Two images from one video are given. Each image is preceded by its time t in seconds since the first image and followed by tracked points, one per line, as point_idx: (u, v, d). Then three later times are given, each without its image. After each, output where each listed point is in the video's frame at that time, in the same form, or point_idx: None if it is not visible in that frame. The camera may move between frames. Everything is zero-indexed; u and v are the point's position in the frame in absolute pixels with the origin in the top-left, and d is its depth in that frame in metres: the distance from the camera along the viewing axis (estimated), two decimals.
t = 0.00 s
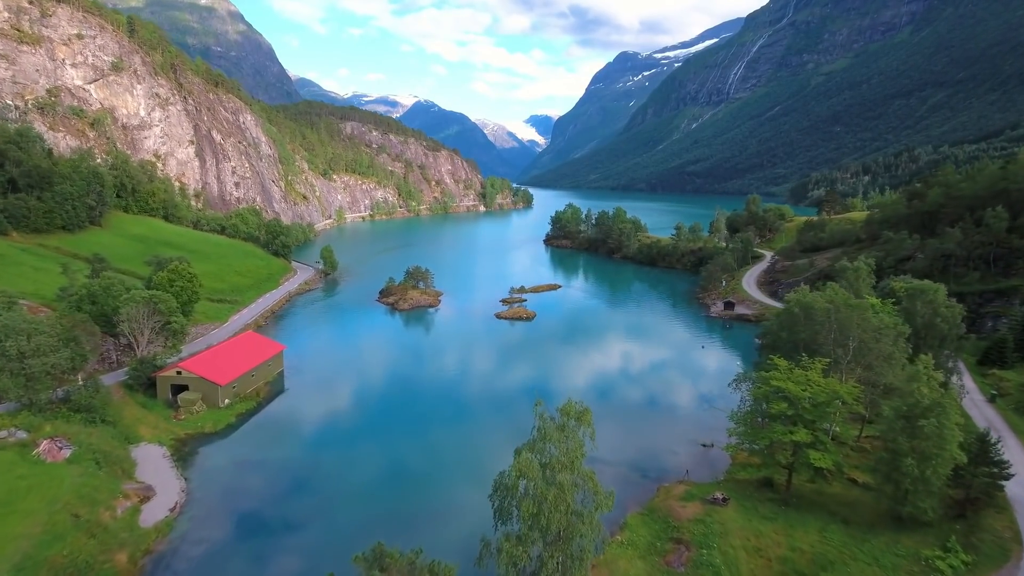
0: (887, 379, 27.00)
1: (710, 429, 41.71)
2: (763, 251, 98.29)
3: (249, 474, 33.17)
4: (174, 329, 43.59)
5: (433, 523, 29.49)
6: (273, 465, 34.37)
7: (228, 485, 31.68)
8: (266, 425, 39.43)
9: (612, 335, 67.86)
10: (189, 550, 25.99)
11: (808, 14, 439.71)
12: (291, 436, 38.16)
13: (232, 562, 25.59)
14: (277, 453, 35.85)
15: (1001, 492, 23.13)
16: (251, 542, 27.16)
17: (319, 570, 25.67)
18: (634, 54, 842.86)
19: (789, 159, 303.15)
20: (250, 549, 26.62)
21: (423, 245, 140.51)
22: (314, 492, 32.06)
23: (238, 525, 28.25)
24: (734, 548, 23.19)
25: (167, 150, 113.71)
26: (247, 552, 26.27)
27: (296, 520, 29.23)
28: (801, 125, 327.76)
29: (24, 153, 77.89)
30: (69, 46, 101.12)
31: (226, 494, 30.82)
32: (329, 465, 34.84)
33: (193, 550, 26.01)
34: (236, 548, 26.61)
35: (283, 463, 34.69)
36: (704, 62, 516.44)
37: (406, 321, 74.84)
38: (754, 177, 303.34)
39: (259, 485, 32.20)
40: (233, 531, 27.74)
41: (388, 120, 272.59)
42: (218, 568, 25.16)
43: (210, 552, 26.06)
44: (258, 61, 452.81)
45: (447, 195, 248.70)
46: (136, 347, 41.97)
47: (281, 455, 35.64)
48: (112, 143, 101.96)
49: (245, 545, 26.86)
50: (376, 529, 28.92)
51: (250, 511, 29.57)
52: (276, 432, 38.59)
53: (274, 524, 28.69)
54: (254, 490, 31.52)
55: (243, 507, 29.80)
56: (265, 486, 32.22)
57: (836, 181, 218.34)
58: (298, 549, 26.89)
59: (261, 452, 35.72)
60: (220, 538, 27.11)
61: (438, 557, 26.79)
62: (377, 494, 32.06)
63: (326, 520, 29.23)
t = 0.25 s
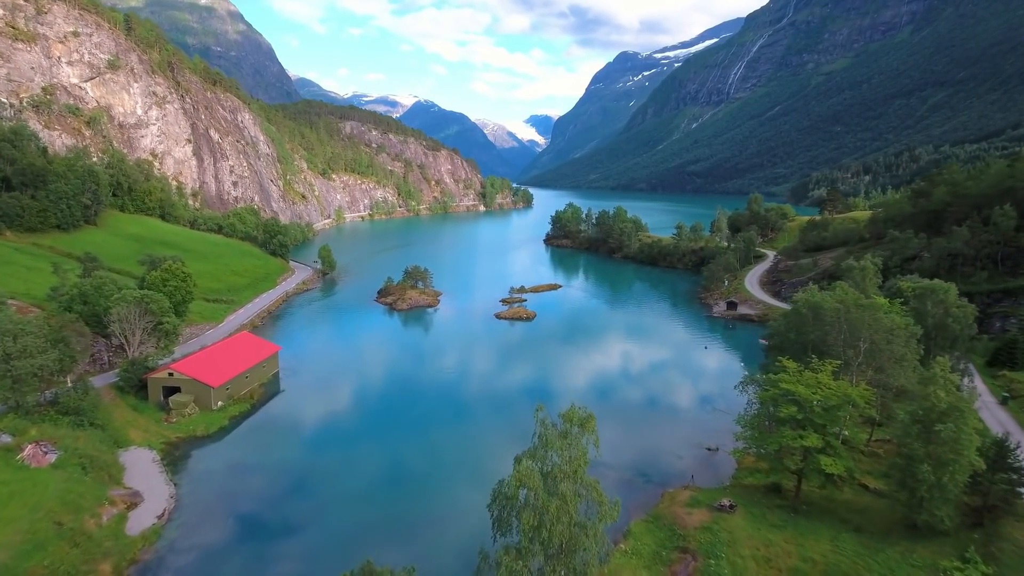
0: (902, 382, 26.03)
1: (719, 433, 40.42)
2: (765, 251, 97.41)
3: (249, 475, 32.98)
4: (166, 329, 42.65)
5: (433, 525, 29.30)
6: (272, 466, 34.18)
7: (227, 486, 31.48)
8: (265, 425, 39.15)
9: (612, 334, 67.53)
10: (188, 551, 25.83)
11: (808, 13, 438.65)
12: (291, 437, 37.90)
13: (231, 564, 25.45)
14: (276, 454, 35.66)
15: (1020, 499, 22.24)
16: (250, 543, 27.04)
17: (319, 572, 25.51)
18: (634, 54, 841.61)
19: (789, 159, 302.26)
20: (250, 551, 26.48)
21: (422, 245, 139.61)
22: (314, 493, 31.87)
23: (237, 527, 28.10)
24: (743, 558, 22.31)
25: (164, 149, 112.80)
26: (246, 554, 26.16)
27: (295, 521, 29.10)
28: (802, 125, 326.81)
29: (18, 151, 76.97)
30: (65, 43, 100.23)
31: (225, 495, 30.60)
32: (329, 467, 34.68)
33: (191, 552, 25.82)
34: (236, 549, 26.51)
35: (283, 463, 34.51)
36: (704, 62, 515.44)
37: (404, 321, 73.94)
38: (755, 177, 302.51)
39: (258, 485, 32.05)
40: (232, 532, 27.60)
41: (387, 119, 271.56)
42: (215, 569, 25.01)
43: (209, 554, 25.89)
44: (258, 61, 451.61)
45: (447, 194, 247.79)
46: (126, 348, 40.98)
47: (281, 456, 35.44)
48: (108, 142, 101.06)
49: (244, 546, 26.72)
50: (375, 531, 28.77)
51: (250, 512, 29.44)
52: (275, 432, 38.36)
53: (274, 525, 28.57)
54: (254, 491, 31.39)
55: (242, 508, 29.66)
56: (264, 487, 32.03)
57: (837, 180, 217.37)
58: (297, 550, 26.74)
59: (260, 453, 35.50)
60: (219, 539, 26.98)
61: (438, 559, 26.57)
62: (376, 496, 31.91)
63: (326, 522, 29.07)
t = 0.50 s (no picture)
0: (913, 386, 25.26)
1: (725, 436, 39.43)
2: (767, 250, 96.63)
3: (248, 475, 32.68)
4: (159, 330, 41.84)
5: (434, 525, 29.02)
6: (272, 466, 33.89)
7: (225, 487, 31.18)
8: (264, 425, 38.81)
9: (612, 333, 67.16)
10: (187, 553, 25.51)
11: (808, 13, 437.77)
12: (290, 437, 37.60)
13: (229, 565, 25.16)
14: (276, 454, 35.36)
15: None
16: (250, 544, 26.75)
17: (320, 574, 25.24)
18: (634, 54, 840.60)
19: (789, 159, 301.47)
20: (250, 553, 26.17)
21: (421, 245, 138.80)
22: (314, 494, 31.54)
23: (237, 527, 27.82)
24: (751, 568, 21.53)
25: (161, 148, 112.00)
26: (245, 555, 25.87)
27: (295, 522, 28.82)
28: (802, 124, 325.98)
29: (13, 150, 76.12)
30: (62, 41, 99.47)
31: (224, 496, 30.28)
32: (329, 467, 34.38)
33: (189, 554, 25.46)
34: (235, 550, 26.22)
35: (283, 463, 34.21)
36: (704, 62, 514.58)
37: (403, 321, 73.03)
38: (755, 177, 301.73)
39: (258, 485, 31.78)
40: (232, 533, 27.31)
41: (387, 118, 270.65)
42: (215, 570, 24.74)
43: (209, 555, 25.60)
44: (258, 61, 450.57)
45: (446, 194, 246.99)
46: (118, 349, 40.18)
47: (280, 456, 35.11)
48: (105, 141, 100.25)
49: (243, 547, 26.42)
50: (376, 531, 28.49)
51: (249, 513, 29.14)
52: (275, 432, 38.03)
53: (274, 526, 28.31)
54: (253, 491, 31.11)
55: (241, 508, 29.35)
56: (264, 488, 31.71)
57: (837, 180, 216.54)
58: (297, 551, 26.46)
59: (260, 453, 35.17)
60: (219, 540, 26.72)
61: (439, 561, 26.22)
62: (377, 496, 31.63)
63: (326, 523, 28.77)
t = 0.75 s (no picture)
0: (928, 390, 24.41)
1: (733, 439, 38.29)
2: (769, 250, 95.64)
3: (247, 476, 32.34)
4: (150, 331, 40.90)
5: (435, 525, 28.67)
6: (271, 466, 33.55)
7: (224, 487, 30.84)
8: (263, 425, 38.44)
9: (613, 332, 66.76)
10: (184, 555, 25.17)
11: (808, 13, 436.73)
12: (290, 437, 37.25)
13: (227, 567, 24.81)
14: (275, 454, 35.03)
15: None
16: (248, 546, 26.41)
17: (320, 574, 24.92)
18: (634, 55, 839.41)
19: (789, 159, 300.43)
20: (249, 553, 25.84)
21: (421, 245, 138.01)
22: (314, 494, 31.18)
23: (235, 529, 27.50)
24: None
25: (158, 147, 111.13)
26: (243, 556, 25.55)
27: (295, 522, 28.48)
28: (802, 124, 324.99)
29: (7, 148, 75.32)
30: (57, 39, 98.61)
31: (222, 498, 29.91)
32: (329, 467, 34.05)
33: (186, 556, 25.11)
34: (234, 551, 25.91)
35: (282, 463, 33.88)
36: (704, 61, 513.61)
37: (402, 322, 71.96)
38: (755, 177, 300.76)
39: (257, 486, 31.45)
40: (230, 534, 27.00)
41: (386, 118, 269.58)
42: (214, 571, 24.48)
43: (206, 557, 25.23)
44: (257, 61, 449.42)
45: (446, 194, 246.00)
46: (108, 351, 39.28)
47: (281, 456, 34.79)
48: (101, 139, 99.36)
49: (241, 549, 26.09)
50: (376, 532, 28.16)
51: (249, 514, 28.79)
52: (274, 431, 37.69)
53: (273, 527, 27.97)
54: (253, 492, 30.78)
55: (240, 509, 29.03)
56: (263, 488, 31.34)
57: (838, 180, 215.58)
58: (296, 552, 26.14)
59: (259, 453, 34.79)
60: (218, 541, 26.40)
61: (440, 563, 25.81)
62: (377, 496, 31.30)
63: (327, 524, 28.43)
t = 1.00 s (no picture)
0: (940, 394, 23.70)
1: (740, 444, 37.54)
2: (771, 250, 94.83)
3: (247, 476, 32.35)
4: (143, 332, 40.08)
5: (435, 527, 28.68)
6: (270, 467, 33.50)
7: (223, 488, 30.77)
8: (263, 425, 38.34)
9: (613, 331, 66.64)
10: (183, 557, 25.14)
11: (808, 13, 435.84)
12: (290, 437, 37.19)
13: (226, 569, 24.77)
14: (275, 454, 35.00)
15: None
16: (247, 547, 26.40)
17: None
18: (634, 55, 838.39)
19: (789, 159, 299.54)
20: (248, 554, 25.89)
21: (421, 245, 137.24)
22: (314, 495, 31.18)
23: (234, 530, 27.49)
24: None
25: (156, 146, 110.36)
26: (242, 557, 25.54)
27: (294, 523, 28.48)
28: (802, 124, 324.02)
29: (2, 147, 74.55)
30: (53, 37, 97.91)
31: (222, 499, 29.89)
32: (328, 467, 34.02)
33: (185, 558, 25.08)
34: (233, 553, 25.89)
35: (282, 464, 33.85)
36: (704, 62, 512.77)
37: (401, 322, 70.97)
38: (755, 177, 299.94)
39: (257, 486, 31.42)
40: (230, 535, 26.99)
41: (386, 117, 268.68)
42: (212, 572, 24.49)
43: (206, 558, 25.30)
44: (257, 60, 448.52)
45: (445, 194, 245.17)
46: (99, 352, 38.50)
47: (281, 457, 34.75)
48: (98, 138, 98.64)
49: (241, 550, 26.09)
50: (376, 533, 28.16)
51: (248, 514, 28.81)
52: (274, 431, 37.62)
53: (273, 528, 27.96)
54: (252, 493, 30.77)
55: (240, 511, 28.98)
56: (262, 489, 31.33)
57: (838, 180, 214.80)
58: (295, 552, 26.17)
59: (259, 453, 34.77)
60: (217, 542, 26.40)
61: (439, 567, 25.75)
62: (376, 497, 31.29)
63: (327, 524, 28.48)
